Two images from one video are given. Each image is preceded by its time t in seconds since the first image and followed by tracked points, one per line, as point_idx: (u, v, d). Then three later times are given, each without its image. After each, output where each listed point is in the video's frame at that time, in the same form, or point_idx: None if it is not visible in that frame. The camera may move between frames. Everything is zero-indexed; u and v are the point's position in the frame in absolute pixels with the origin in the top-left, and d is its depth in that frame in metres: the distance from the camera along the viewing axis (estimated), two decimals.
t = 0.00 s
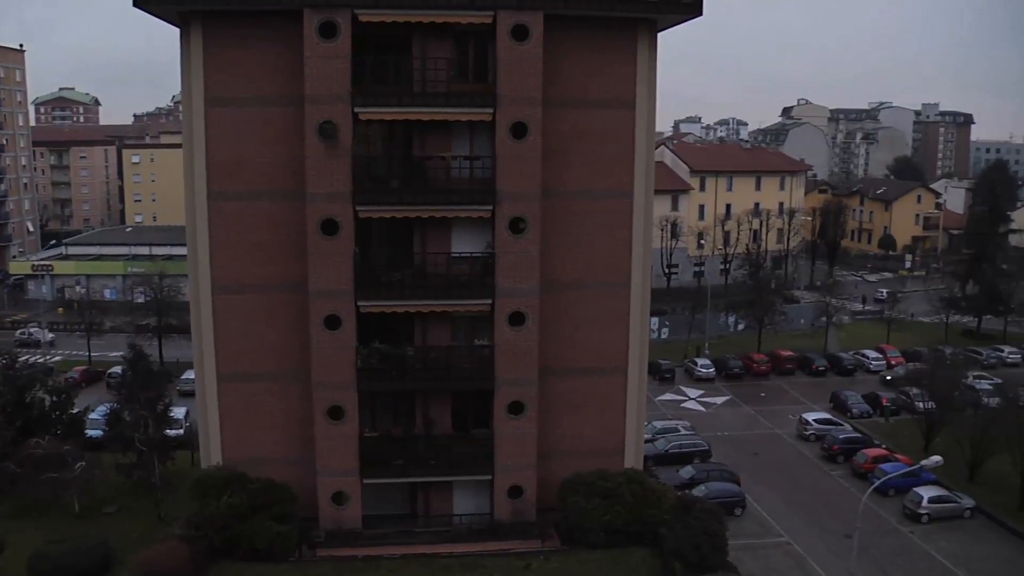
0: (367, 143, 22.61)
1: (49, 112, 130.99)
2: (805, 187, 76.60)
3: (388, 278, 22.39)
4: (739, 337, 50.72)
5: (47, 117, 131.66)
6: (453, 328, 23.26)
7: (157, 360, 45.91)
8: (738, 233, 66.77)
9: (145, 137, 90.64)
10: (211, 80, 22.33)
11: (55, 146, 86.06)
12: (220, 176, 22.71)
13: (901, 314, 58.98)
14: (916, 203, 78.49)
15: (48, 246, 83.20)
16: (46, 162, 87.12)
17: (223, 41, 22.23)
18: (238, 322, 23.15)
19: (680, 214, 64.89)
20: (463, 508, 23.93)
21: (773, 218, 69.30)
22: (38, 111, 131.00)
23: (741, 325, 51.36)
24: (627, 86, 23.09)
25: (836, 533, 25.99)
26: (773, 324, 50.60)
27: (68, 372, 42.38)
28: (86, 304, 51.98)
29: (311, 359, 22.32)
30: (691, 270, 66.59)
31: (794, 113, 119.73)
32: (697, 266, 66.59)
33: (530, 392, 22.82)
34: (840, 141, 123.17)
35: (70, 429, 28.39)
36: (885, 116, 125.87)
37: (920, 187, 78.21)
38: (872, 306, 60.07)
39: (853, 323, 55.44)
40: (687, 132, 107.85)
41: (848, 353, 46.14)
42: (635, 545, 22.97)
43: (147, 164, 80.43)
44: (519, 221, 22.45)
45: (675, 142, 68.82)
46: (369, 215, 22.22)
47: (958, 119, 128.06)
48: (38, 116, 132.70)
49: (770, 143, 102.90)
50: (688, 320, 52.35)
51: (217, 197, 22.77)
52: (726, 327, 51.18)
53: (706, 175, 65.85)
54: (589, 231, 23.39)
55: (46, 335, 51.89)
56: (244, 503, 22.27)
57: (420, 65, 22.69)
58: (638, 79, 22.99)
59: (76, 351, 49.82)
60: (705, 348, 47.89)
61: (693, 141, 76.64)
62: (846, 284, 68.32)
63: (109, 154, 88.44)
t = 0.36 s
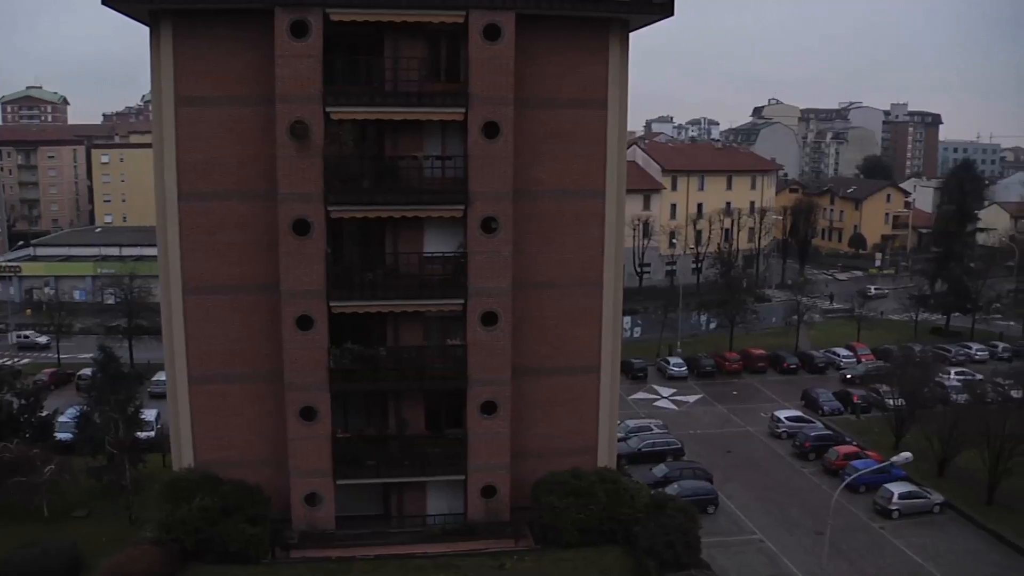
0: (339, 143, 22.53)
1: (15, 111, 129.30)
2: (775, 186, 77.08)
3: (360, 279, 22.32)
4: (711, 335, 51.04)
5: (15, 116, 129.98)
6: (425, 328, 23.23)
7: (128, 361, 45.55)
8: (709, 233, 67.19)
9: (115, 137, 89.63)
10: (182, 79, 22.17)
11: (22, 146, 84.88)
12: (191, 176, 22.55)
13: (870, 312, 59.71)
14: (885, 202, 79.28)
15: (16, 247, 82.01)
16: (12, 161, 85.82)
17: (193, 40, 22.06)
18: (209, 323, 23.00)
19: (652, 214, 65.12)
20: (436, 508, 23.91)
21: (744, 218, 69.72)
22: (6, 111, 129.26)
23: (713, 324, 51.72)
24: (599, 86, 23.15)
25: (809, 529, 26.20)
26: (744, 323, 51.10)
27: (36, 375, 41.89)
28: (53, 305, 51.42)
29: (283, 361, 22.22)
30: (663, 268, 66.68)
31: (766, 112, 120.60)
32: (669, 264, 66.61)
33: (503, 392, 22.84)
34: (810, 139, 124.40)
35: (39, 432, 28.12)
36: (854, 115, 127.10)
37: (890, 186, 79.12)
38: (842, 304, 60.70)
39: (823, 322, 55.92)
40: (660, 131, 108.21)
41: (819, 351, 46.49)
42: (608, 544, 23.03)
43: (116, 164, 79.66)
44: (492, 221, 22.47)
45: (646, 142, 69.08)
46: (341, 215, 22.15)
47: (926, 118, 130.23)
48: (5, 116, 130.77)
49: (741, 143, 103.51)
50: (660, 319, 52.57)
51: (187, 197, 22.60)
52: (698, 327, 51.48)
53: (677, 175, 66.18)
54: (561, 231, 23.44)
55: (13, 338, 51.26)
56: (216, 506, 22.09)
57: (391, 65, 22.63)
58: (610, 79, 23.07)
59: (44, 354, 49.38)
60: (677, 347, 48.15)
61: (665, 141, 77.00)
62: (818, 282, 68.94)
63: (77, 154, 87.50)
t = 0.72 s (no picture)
0: (316, 140, 22.45)
1: None
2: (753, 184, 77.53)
3: (337, 277, 22.27)
4: (689, 332, 51.33)
5: None
6: (403, 326, 23.19)
7: (103, 361, 45.29)
8: (687, 230, 67.41)
9: (89, 135, 88.78)
10: (157, 76, 22.00)
11: None
12: (168, 174, 22.41)
13: (846, 308, 60.24)
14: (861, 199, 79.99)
15: None
16: None
17: (169, 36, 21.91)
18: (186, 321, 22.88)
19: (630, 211, 65.17)
20: (415, 506, 23.91)
21: (721, 215, 70.13)
22: None
23: (690, 321, 52.05)
24: (576, 84, 23.19)
25: (786, 525, 26.39)
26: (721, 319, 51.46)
27: (10, 375, 41.50)
28: (27, 305, 51.03)
29: (260, 360, 22.14)
30: (641, 266, 66.50)
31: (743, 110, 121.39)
32: (647, 262, 66.50)
33: (481, 389, 22.87)
34: (787, 137, 125.34)
35: (13, 434, 27.84)
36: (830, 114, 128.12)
37: (866, 184, 79.75)
38: (817, 301, 61.15)
39: (800, 319, 56.28)
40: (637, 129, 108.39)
41: (796, 348, 46.78)
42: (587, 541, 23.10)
43: (91, 162, 79.10)
44: (469, 219, 22.48)
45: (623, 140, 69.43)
46: (318, 213, 22.09)
47: (902, 117, 131.43)
48: None
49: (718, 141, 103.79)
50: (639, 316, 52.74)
51: (163, 196, 22.45)
52: (676, 324, 51.90)
53: (655, 172, 66.43)
54: (538, 229, 23.47)
55: None
56: (193, 506, 21.97)
57: (369, 62, 22.57)
58: (588, 78, 23.11)
59: (17, 354, 48.98)
60: (655, 344, 48.33)
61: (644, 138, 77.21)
62: (795, 279, 69.47)
63: (52, 152, 86.74)
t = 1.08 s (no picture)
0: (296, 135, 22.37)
1: None
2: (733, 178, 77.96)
3: (318, 273, 22.19)
4: (670, 326, 51.57)
5: None
6: (384, 321, 23.16)
7: (82, 358, 45.04)
8: (667, 224, 67.63)
9: (67, 130, 88.08)
10: (135, 71, 21.85)
11: None
12: (146, 170, 22.27)
13: (826, 302, 60.65)
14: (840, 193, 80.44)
15: None
16: None
17: (147, 30, 21.75)
18: (165, 317, 22.77)
19: (610, 205, 65.32)
20: (397, 501, 23.92)
21: (702, 209, 70.53)
22: None
23: (671, 315, 52.30)
24: (557, 78, 23.19)
25: (767, 518, 26.55)
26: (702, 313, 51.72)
27: None
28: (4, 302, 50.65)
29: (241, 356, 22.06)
30: (621, 260, 66.78)
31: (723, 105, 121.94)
32: (627, 256, 66.56)
33: (462, 384, 22.89)
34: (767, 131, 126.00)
35: None
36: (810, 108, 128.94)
37: (846, 178, 80.01)
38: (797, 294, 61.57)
39: (779, 312, 56.61)
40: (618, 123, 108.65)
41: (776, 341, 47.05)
42: (568, 534, 23.18)
43: (68, 158, 78.54)
44: (450, 214, 22.47)
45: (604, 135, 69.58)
46: (298, 208, 22.01)
47: (881, 111, 132.47)
48: None
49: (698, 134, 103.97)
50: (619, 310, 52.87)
51: (141, 191, 22.32)
52: (656, 317, 52.08)
53: (635, 167, 66.74)
54: (519, 224, 23.49)
55: None
56: (174, 503, 21.85)
57: (349, 57, 22.48)
58: (568, 72, 23.12)
59: None
60: (636, 338, 48.49)
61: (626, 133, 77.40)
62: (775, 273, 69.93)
63: (28, 147, 86.00)
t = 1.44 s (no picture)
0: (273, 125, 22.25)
1: None
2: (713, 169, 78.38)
3: (296, 263, 22.10)
4: (649, 315, 51.76)
5: None
6: (363, 311, 23.10)
7: (57, 349, 44.74)
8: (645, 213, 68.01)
9: (42, 120, 87.02)
10: (110, 59, 21.65)
11: None
12: (122, 159, 22.10)
13: (805, 291, 61.01)
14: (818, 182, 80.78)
15: None
16: None
17: (121, 19, 21.56)
18: (142, 308, 22.63)
19: (589, 194, 65.30)
20: (377, 491, 23.92)
21: (681, 198, 70.89)
22: None
23: (650, 304, 52.48)
24: (535, 68, 23.17)
25: (745, 505, 26.73)
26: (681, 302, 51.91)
27: None
28: None
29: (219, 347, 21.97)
30: (600, 250, 66.79)
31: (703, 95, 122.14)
32: (607, 246, 66.69)
33: (441, 373, 22.91)
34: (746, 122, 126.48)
35: None
36: (788, 98, 129.54)
37: (824, 167, 80.41)
38: (775, 283, 61.86)
39: (757, 301, 56.86)
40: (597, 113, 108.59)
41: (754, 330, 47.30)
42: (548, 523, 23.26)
43: (43, 147, 77.77)
44: (428, 203, 22.45)
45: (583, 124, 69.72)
46: (276, 198, 21.91)
47: (858, 102, 133.26)
48: None
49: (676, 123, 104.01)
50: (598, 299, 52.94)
51: (117, 181, 22.15)
52: (635, 306, 52.23)
53: (614, 156, 66.91)
54: (498, 213, 23.49)
55: None
56: (153, 494, 21.72)
57: (326, 46, 22.36)
58: (547, 61, 23.11)
59: None
60: (615, 327, 48.61)
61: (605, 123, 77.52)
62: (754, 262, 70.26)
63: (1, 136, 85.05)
